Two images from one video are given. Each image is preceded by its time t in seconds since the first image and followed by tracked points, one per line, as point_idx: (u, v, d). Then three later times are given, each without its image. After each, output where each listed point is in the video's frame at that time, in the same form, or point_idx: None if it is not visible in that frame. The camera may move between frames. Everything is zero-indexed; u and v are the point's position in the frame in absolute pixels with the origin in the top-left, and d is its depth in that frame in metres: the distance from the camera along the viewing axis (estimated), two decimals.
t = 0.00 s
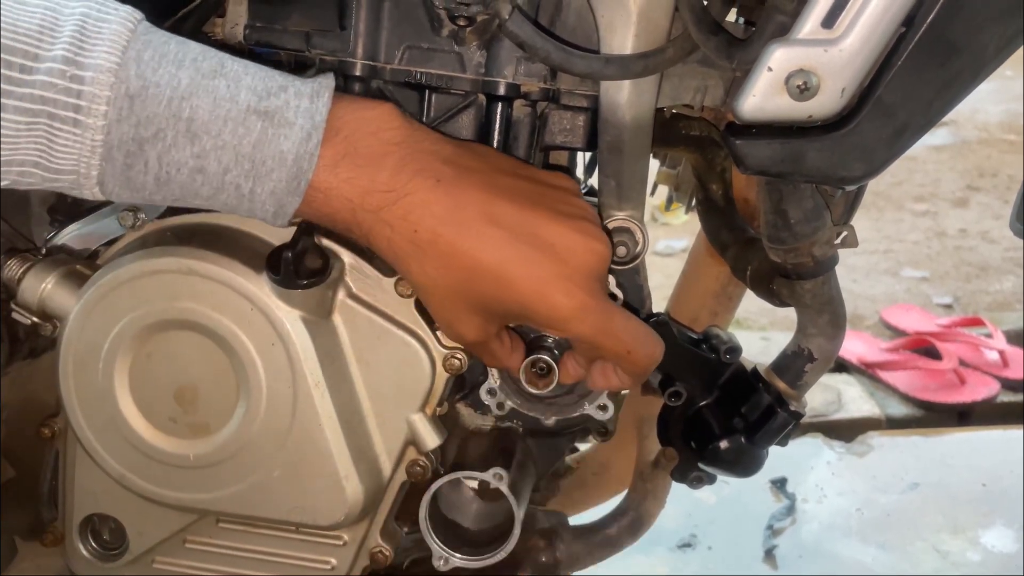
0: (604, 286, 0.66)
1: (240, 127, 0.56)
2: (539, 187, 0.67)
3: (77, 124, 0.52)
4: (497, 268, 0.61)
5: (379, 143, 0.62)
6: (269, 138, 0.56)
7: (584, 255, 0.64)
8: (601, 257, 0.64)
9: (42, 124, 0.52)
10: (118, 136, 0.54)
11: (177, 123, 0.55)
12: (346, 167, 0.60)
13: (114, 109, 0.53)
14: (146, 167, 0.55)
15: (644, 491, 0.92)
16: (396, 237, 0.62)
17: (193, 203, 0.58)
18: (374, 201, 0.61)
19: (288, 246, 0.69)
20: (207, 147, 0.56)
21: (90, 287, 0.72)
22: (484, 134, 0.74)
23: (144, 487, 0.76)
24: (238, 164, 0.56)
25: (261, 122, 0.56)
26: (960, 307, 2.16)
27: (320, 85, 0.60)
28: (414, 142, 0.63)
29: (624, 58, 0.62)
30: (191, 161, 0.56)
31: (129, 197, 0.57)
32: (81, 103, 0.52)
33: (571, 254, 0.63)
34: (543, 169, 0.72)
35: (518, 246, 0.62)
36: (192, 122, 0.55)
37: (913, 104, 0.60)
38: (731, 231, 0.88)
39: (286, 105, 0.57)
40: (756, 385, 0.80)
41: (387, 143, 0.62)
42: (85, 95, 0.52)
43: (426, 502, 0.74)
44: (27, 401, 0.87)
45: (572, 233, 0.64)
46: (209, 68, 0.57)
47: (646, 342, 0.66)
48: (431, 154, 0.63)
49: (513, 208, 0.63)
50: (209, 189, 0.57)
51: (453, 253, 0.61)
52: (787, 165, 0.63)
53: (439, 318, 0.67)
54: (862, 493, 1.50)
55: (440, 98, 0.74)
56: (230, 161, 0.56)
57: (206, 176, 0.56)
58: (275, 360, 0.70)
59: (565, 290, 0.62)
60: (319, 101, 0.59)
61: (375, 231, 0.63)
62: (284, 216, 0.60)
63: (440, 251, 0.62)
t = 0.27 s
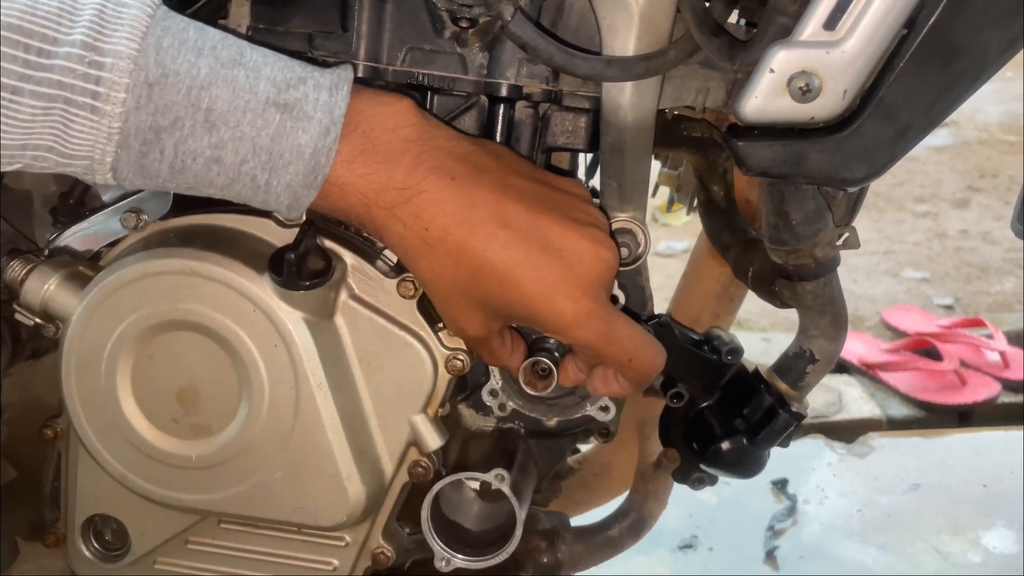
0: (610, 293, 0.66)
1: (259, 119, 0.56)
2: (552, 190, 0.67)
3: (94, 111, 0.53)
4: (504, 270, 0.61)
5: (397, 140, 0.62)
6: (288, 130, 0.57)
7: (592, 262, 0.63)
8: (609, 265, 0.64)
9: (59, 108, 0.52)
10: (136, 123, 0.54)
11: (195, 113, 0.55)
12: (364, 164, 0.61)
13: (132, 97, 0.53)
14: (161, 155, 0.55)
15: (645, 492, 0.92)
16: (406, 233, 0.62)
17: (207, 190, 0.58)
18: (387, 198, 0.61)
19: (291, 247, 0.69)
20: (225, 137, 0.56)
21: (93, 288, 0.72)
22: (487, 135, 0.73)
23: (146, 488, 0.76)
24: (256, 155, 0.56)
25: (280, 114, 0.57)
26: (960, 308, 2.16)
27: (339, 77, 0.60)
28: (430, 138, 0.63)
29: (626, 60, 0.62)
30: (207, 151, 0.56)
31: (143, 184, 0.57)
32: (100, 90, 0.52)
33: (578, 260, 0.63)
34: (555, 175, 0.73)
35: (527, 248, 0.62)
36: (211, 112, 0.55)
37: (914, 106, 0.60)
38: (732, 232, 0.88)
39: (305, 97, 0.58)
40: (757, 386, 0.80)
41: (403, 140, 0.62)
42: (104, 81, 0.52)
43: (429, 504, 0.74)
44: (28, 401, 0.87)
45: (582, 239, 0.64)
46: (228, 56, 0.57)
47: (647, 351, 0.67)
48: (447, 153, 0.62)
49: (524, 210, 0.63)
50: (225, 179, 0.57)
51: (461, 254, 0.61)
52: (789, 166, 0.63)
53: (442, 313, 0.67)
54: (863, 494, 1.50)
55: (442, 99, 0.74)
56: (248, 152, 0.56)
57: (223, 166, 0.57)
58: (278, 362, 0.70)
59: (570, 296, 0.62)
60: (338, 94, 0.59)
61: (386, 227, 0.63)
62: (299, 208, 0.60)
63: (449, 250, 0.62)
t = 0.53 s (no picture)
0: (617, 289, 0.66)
1: (264, 123, 0.56)
2: (556, 189, 0.67)
3: (97, 118, 0.52)
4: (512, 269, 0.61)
5: (402, 141, 0.62)
6: (293, 134, 0.57)
7: (599, 259, 0.63)
8: (615, 261, 0.64)
9: (61, 116, 0.51)
10: (139, 130, 0.53)
11: (200, 118, 0.55)
12: (369, 165, 0.61)
13: (136, 103, 0.53)
14: (166, 161, 0.55)
15: (647, 492, 0.92)
16: (412, 235, 0.62)
17: (210, 196, 0.59)
18: (393, 200, 0.61)
19: (294, 246, 0.68)
20: (229, 142, 0.56)
21: (95, 287, 0.72)
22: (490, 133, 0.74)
23: (149, 487, 0.76)
24: (261, 160, 0.57)
25: (285, 118, 0.57)
26: (962, 308, 2.16)
27: (343, 78, 0.60)
28: (434, 138, 0.63)
29: (629, 58, 0.62)
30: (212, 156, 0.56)
31: (145, 189, 0.57)
32: (103, 96, 0.52)
33: (585, 257, 0.63)
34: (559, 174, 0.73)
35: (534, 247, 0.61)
36: (215, 118, 0.55)
37: (919, 104, 0.60)
38: (734, 232, 0.88)
39: (310, 99, 0.58)
40: (761, 386, 0.80)
41: (407, 141, 0.62)
42: (107, 88, 0.52)
43: (432, 501, 0.75)
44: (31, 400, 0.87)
45: (587, 236, 0.64)
46: (230, 59, 0.56)
47: (657, 343, 0.67)
48: (451, 152, 0.62)
49: (530, 209, 0.63)
50: (229, 184, 0.57)
51: (468, 254, 0.61)
52: (793, 165, 0.63)
53: (448, 315, 0.67)
54: (864, 494, 1.50)
55: (445, 98, 0.74)
56: (253, 157, 0.57)
57: (227, 172, 0.57)
58: (281, 361, 0.70)
59: (577, 294, 0.62)
60: (341, 96, 0.59)
61: (392, 228, 0.63)
62: (304, 211, 0.61)
63: (456, 250, 0.61)
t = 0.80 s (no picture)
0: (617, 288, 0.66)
1: (264, 125, 0.56)
2: (556, 189, 0.67)
3: (97, 121, 0.52)
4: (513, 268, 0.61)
5: (402, 141, 0.62)
6: (293, 136, 0.57)
7: (599, 258, 0.63)
8: (616, 260, 0.64)
9: (61, 120, 0.51)
10: (139, 134, 0.54)
11: (200, 121, 0.55)
12: (370, 166, 0.61)
13: (136, 107, 0.53)
14: (166, 164, 0.55)
15: (648, 492, 0.92)
16: (414, 235, 0.62)
17: (211, 199, 0.59)
18: (395, 199, 0.62)
19: (295, 246, 0.68)
20: (229, 145, 0.56)
21: (96, 288, 0.72)
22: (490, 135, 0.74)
23: (150, 488, 0.76)
24: (261, 162, 0.57)
25: (285, 120, 0.57)
26: (962, 308, 2.16)
27: (342, 79, 0.60)
28: (435, 139, 0.63)
29: (630, 60, 0.63)
30: (212, 158, 0.56)
31: (146, 192, 0.57)
32: (103, 100, 0.52)
33: (585, 257, 0.63)
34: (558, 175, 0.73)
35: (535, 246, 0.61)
36: (216, 120, 0.55)
37: (919, 106, 0.60)
38: (734, 232, 0.88)
39: (310, 101, 0.58)
40: (761, 386, 0.81)
41: (409, 141, 0.62)
42: (107, 91, 0.52)
43: (432, 504, 0.73)
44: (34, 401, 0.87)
45: (588, 236, 0.64)
46: (230, 61, 0.56)
47: (658, 342, 0.67)
48: (452, 152, 0.63)
49: (531, 208, 0.63)
50: (230, 186, 0.58)
51: (469, 253, 0.61)
52: (793, 166, 0.63)
53: (448, 314, 0.67)
54: (865, 494, 1.50)
55: (446, 99, 0.74)
56: (254, 159, 0.57)
57: (228, 174, 0.57)
58: (281, 362, 0.70)
59: (578, 294, 0.62)
60: (341, 98, 0.59)
61: (394, 228, 0.63)
62: (304, 212, 0.61)
63: (457, 249, 0.62)
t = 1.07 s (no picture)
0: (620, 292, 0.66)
1: (269, 125, 0.56)
2: (560, 193, 0.67)
3: (103, 119, 0.52)
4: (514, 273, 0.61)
5: (406, 143, 0.62)
6: (297, 137, 0.57)
7: (601, 264, 0.63)
8: (618, 266, 0.64)
9: (69, 117, 0.51)
10: (145, 131, 0.54)
11: (205, 120, 0.55)
12: (373, 168, 0.61)
13: (142, 105, 0.53)
14: (171, 162, 0.55)
15: (646, 494, 0.92)
16: (417, 237, 0.63)
17: (216, 197, 0.59)
18: (398, 201, 0.62)
19: (294, 250, 0.68)
20: (234, 144, 0.56)
21: (95, 291, 0.73)
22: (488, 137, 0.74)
23: (149, 490, 0.76)
24: (266, 162, 0.57)
25: (290, 120, 0.57)
26: (961, 309, 2.16)
27: (348, 81, 0.60)
28: (438, 142, 0.63)
29: (627, 64, 0.63)
30: (217, 157, 0.56)
31: (151, 189, 0.57)
32: (110, 98, 0.52)
33: (588, 262, 0.63)
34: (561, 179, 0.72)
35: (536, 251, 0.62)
36: (221, 119, 0.55)
37: (914, 109, 0.60)
38: (732, 234, 0.88)
39: (315, 102, 0.58)
40: (759, 388, 0.81)
41: (413, 143, 0.62)
42: (113, 90, 0.52)
43: (430, 504, 0.75)
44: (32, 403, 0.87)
45: (590, 241, 0.64)
46: (236, 61, 0.57)
47: (659, 346, 0.67)
48: (456, 155, 0.63)
49: (534, 212, 0.63)
50: (234, 184, 0.58)
51: (471, 256, 0.61)
52: (790, 169, 0.64)
53: (451, 316, 0.67)
54: (864, 496, 1.50)
55: (444, 102, 0.74)
56: (258, 158, 0.57)
57: (232, 173, 0.57)
58: (281, 364, 0.70)
59: (580, 300, 0.62)
60: (346, 99, 0.59)
61: (397, 230, 0.63)
62: (308, 212, 0.61)
63: (459, 251, 0.62)
